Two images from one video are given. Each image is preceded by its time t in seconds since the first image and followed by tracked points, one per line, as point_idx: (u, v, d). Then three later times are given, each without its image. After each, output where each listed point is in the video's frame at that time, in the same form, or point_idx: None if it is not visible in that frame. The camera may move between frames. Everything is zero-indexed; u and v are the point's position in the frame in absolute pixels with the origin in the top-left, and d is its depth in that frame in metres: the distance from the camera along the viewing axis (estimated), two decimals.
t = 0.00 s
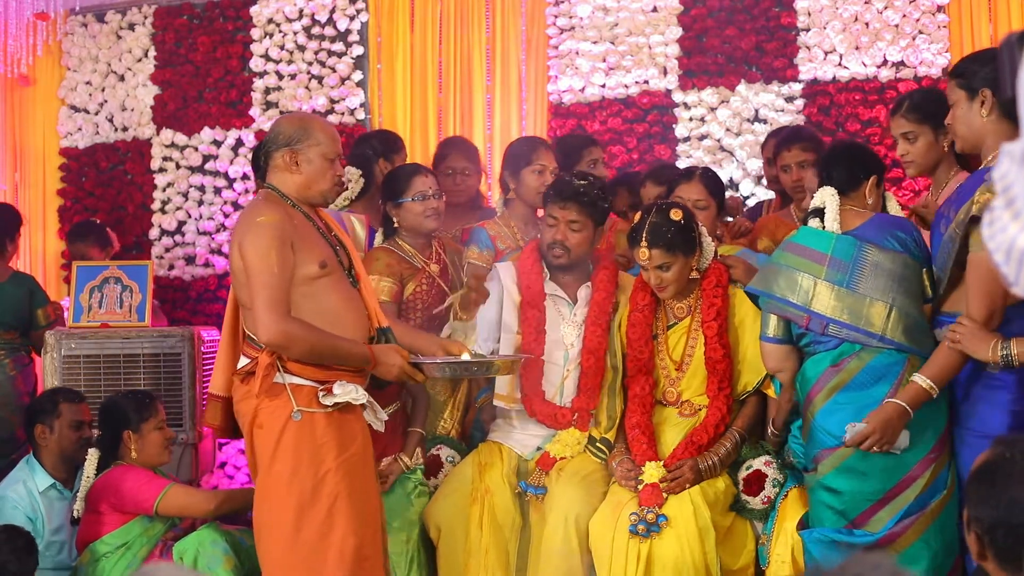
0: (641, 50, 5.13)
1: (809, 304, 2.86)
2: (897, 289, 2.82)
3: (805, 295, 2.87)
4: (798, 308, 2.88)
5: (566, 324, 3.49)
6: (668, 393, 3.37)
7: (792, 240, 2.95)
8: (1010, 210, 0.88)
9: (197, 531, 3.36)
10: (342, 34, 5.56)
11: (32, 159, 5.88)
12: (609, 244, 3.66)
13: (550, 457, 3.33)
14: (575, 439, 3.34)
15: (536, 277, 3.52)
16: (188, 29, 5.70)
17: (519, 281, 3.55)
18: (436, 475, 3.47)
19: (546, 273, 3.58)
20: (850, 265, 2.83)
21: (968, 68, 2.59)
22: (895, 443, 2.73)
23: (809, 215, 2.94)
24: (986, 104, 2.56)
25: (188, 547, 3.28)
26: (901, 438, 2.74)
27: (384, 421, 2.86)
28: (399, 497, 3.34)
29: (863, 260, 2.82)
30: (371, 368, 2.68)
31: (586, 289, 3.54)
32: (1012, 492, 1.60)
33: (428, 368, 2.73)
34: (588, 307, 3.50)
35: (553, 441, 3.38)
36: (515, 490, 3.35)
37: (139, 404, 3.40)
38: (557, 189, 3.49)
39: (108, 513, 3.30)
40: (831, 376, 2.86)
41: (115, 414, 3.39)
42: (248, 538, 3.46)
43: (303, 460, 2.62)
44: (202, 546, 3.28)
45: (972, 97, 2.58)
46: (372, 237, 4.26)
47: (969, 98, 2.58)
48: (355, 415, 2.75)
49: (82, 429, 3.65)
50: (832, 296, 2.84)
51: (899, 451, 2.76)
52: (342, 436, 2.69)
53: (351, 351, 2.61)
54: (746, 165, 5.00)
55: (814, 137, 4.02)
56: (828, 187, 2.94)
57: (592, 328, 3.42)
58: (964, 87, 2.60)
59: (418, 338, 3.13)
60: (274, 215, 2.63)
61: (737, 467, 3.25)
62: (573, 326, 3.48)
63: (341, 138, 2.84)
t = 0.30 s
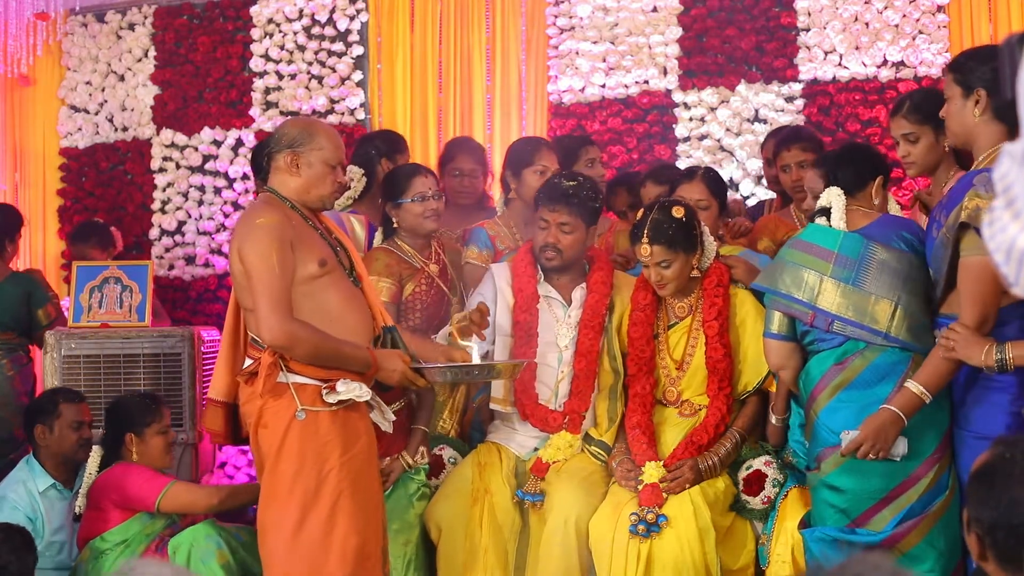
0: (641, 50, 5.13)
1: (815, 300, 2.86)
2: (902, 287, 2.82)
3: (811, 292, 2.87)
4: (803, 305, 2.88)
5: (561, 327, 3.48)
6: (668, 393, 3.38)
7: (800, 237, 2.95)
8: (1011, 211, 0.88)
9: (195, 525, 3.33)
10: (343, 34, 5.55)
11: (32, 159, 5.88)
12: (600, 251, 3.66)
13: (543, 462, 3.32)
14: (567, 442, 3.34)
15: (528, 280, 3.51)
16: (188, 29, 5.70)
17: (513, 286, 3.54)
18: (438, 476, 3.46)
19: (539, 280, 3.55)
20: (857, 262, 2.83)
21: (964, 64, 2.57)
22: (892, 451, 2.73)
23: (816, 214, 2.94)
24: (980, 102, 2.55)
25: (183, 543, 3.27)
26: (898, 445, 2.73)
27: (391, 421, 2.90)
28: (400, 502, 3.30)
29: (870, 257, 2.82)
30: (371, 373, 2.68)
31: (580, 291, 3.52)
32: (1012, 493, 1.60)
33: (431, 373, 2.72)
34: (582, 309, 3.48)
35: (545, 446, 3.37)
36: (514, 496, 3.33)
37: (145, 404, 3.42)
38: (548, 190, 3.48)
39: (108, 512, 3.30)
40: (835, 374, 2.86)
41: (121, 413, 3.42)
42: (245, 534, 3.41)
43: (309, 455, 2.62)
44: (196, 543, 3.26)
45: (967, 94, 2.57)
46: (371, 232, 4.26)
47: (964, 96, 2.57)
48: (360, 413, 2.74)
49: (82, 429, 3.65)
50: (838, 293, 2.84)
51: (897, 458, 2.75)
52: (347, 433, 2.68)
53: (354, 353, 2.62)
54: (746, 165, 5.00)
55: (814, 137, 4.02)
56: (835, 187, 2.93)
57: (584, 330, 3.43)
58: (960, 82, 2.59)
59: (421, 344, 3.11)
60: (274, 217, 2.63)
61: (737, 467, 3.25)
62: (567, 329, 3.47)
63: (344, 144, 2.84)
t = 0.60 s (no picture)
0: (641, 51, 5.13)
1: (818, 297, 2.86)
2: (905, 286, 2.82)
3: (814, 288, 2.86)
4: (806, 301, 2.87)
5: (559, 328, 3.48)
6: (668, 392, 3.38)
7: (804, 234, 2.94)
8: (1011, 211, 0.89)
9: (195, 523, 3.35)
10: (343, 34, 5.55)
11: (32, 159, 5.88)
12: (599, 252, 3.65)
13: (545, 466, 3.32)
14: (567, 445, 3.34)
15: (526, 282, 3.51)
16: (188, 29, 5.70)
17: (512, 289, 3.52)
18: (440, 476, 3.44)
19: (539, 282, 3.55)
20: (861, 260, 2.82)
21: (965, 64, 2.57)
22: (902, 452, 2.72)
23: (823, 213, 2.93)
24: (980, 103, 2.55)
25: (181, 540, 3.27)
26: (910, 446, 2.73)
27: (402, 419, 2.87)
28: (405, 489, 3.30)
29: (874, 256, 2.82)
30: (371, 374, 2.67)
31: (579, 292, 3.52)
32: (1013, 493, 1.60)
33: (432, 375, 2.76)
34: (581, 310, 3.49)
35: (545, 450, 3.37)
36: (515, 499, 3.32)
37: (154, 403, 3.45)
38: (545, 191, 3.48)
39: (109, 512, 3.30)
40: (837, 372, 2.86)
41: (128, 411, 3.43)
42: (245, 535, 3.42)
43: (314, 452, 2.62)
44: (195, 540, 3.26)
45: (968, 94, 2.57)
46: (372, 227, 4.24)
47: (965, 96, 2.57)
48: (365, 412, 2.73)
49: (82, 429, 3.65)
50: (841, 291, 2.83)
51: (911, 459, 2.75)
52: (352, 430, 2.68)
53: (357, 353, 2.62)
54: (746, 165, 5.00)
55: (814, 137, 4.02)
56: (842, 187, 2.92)
57: (583, 332, 3.43)
58: (961, 82, 2.58)
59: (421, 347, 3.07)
60: (277, 214, 2.63)
61: (737, 467, 3.25)
62: (566, 330, 3.47)
63: (350, 148, 2.85)
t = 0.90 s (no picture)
0: (641, 50, 5.13)
1: (821, 296, 2.86)
2: (909, 284, 2.81)
3: (817, 287, 2.87)
4: (810, 300, 2.88)
5: (558, 329, 3.48)
6: (669, 391, 3.37)
7: (809, 234, 2.94)
8: (1010, 211, 0.89)
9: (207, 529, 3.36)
10: (342, 34, 5.55)
11: (32, 159, 5.88)
12: (598, 251, 3.65)
13: (545, 467, 3.31)
14: (568, 446, 3.34)
15: (526, 283, 3.50)
16: (188, 29, 5.70)
17: (512, 291, 3.52)
18: (440, 477, 3.45)
19: (539, 282, 3.54)
20: (864, 259, 2.82)
21: (972, 65, 2.56)
22: (913, 451, 2.72)
23: (828, 214, 2.93)
24: (988, 105, 2.54)
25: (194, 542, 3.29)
26: (920, 444, 2.72)
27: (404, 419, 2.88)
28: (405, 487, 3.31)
29: (877, 255, 2.82)
30: (371, 375, 2.67)
31: (578, 293, 3.52)
32: (1013, 494, 1.59)
33: (431, 380, 2.67)
34: (581, 310, 3.49)
35: (546, 451, 3.37)
36: (516, 500, 3.32)
37: (161, 404, 3.45)
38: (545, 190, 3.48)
39: (109, 512, 3.30)
40: (840, 370, 2.86)
41: (135, 408, 3.43)
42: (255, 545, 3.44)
43: (314, 451, 2.62)
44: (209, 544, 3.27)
45: (975, 95, 2.56)
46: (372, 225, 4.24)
47: (972, 97, 2.56)
48: (366, 411, 2.72)
49: (81, 429, 3.65)
50: (844, 289, 2.84)
51: (921, 458, 2.74)
52: (353, 430, 2.67)
53: (357, 353, 2.61)
54: (746, 165, 5.00)
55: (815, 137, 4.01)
56: (847, 189, 2.91)
57: (583, 332, 3.43)
58: (969, 82, 2.57)
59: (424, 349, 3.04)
60: (283, 213, 2.64)
61: (737, 467, 3.25)
62: (566, 330, 3.48)
63: (357, 148, 2.84)
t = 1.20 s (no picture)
0: (641, 50, 5.14)
1: (823, 295, 2.86)
2: (910, 283, 2.81)
3: (820, 287, 2.87)
4: (813, 299, 2.88)
5: (557, 329, 3.49)
6: (669, 390, 3.37)
7: (812, 233, 2.94)
8: (1009, 212, 0.89)
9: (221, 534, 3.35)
10: (342, 34, 5.55)
11: (32, 159, 5.88)
12: (598, 251, 3.65)
13: (544, 467, 3.32)
14: (568, 448, 3.34)
15: (525, 283, 3.51)
16: (188, 29, 5.70)
17: (512, 292, 3.52)
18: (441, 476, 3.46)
19: (540, 282, 3.55)
20: (867, 258, 2.82)
21: (979, 63, 2.54)
22: (911, 446, 2.72)
23: (832, 213, 2.92)
24: (993, 104, 2.52)
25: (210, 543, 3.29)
26: (919, 437, 2.72)
27: (405, 420, 2.89)
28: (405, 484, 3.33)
29: (880, 254, 2.82)
30: (370, 376, 2.66)
31: (577, 293, 3.52)
32: (1012, 496, 1.59)
33: (431, 380, 2.73)
34: (580, 311, 3.49)
35: (545, 451, 3.37)
36: (516, 502, 3.32)
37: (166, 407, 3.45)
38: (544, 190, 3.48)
39: (109, 511, 3.30)
40: (842, 369, 2.86)
41: (139, 410, 3.42)
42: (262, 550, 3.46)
43: (314, 450, 2.62)
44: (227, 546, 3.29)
45: (981, 94, 2.54)
46: (373, 224, 4.23)
47: (978, 96, 2.54)
48: (366, 411, 2.72)
49: (82, 429, 3.65)
50: (848, 288, 2.84)
51: (920, 452, 2.74)
52: (352, 429, 2.67)
53: (356, 353, 2.61)
54: (746, 165, 5.00)
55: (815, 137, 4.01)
56: (850, 190, 2.91)
57: (584, 333, 3.42)
58: (975, 81, 2.55)
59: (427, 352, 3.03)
60: (285, 212, 2.65)
61: (737, 467, 3.26)
62: (565, 330, 3.48)
63: (362, 149, 2.84)
